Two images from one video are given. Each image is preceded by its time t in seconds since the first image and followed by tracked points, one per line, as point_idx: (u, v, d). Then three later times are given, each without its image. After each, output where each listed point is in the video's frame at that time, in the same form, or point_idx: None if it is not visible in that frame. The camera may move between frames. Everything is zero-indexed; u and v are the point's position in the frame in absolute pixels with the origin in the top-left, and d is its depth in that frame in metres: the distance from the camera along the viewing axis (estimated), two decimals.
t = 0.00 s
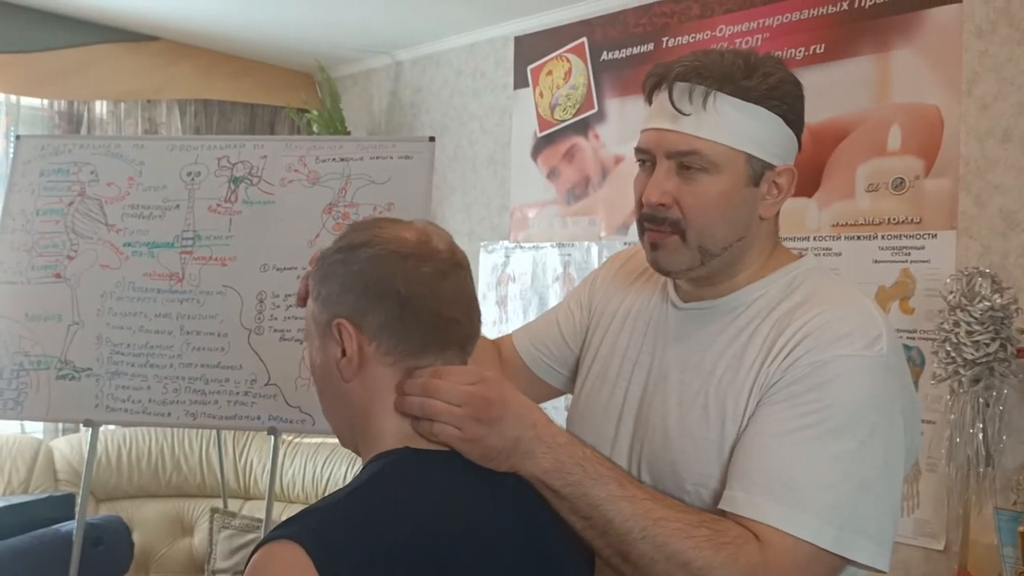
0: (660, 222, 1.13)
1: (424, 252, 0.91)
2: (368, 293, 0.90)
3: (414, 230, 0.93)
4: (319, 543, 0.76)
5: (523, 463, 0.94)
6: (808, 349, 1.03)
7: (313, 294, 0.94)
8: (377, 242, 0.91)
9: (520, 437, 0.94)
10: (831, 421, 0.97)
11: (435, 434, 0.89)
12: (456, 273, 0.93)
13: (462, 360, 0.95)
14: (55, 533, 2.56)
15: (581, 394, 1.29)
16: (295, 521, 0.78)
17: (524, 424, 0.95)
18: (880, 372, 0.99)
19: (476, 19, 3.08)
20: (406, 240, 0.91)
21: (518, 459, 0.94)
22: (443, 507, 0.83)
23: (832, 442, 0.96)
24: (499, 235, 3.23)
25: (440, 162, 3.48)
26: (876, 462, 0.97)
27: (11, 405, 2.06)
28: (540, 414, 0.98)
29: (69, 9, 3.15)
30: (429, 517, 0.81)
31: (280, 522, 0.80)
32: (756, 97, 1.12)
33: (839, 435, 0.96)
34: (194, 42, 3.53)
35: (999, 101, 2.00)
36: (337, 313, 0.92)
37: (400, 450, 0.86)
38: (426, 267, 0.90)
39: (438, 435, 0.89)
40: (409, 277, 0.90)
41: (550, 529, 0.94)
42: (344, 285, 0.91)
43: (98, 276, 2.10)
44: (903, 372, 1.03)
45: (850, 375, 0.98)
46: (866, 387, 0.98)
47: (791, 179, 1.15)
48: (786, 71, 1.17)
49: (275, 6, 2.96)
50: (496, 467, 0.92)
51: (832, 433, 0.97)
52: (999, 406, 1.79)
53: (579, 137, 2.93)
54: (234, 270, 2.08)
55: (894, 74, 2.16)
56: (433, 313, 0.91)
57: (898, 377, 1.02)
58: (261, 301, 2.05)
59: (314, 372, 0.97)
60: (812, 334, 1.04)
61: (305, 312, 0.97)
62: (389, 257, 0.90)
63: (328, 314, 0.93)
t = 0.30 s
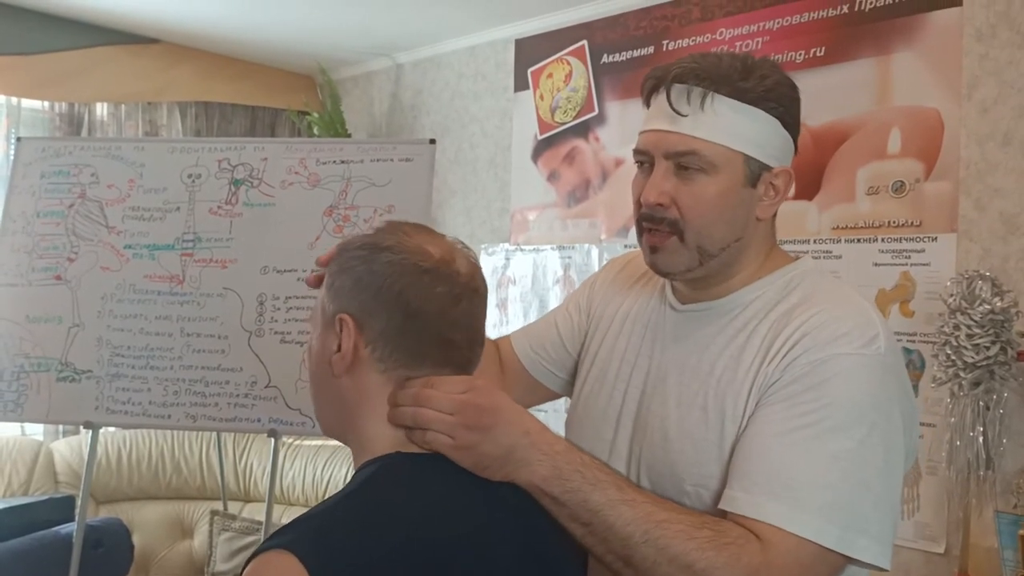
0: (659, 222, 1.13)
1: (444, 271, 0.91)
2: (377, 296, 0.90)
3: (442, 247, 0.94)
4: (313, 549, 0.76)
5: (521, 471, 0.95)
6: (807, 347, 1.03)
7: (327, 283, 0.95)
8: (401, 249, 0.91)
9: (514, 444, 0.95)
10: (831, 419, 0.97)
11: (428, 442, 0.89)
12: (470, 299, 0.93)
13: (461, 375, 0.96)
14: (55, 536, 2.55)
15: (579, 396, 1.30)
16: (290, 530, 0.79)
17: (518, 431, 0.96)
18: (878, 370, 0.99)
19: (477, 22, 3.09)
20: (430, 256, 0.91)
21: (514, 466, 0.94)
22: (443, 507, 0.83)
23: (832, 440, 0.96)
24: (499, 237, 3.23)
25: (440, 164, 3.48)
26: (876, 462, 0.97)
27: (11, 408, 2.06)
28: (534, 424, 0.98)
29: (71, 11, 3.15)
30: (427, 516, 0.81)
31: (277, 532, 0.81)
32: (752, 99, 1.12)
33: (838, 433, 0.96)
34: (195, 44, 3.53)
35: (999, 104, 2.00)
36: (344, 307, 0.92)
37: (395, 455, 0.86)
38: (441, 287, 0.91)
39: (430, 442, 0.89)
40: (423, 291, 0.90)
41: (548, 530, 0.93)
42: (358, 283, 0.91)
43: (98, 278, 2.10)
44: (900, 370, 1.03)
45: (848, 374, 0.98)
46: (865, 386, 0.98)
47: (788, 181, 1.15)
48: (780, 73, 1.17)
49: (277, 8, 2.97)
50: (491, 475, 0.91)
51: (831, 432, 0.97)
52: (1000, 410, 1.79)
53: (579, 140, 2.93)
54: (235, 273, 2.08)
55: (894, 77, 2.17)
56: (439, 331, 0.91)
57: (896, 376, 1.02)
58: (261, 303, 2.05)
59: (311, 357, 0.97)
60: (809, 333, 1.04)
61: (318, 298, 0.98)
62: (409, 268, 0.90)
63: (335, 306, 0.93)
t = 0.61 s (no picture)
0: (666, 224, 1.13)
1: (406, 272, 0.90)
2: (348, 317, 0.90)
3: (395, 243, 0.92)
4: (314, 550, 0.76)
5: (519, 469, 0.94)
6: (809, 348, 1.03)
7: (298, 318, 0.95)
8: (356, 263, 0.90)
9: (516, 442, 0.94)
10: (831, 419, 0.96)
11: (428, 446, 0.89)
12: (440, 288, 0.92)
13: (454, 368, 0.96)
14: (55, 537, 2.55)
15: (580, 393, 1.30)
16: (290, 530, 0.79)
17: (516, 429, 0.95)
18: (880, 371, 0.99)
19: (477, 23, 3.09)
20: (385, 258, 0.90)
21: (515, 465, 0.94)
22: (444, 510, 0.83)
23: (832, 440, 0.96)
24: (499, 238, 3.23)
25: (440, 165, 3.48)
26: (877, 462, 0.97)
27: (11, 408, 2.06)
28: (534, 417, 0.98)
29: (72, 12, 3.15)
30: (426, 516, 0.81)
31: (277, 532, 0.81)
32: (764, 102, 1.12)
33: (839, 433, 0.96)
34: (195, 45, 3.53)
35: (1000, 105, 1.99)
36: (320, 338, 0.93)
37: (394, 456, 0.87)
38: (407, 286, 0.90)
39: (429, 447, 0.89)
40: (390, 299, 0.89)
41: (550, 531, 0.93)
42: (324, 311, 0.91)
43: (98, 279, 2.10)
44: (903, 372, 1.03)
45: (850, 373, 0.98)
46: (866, 387, 0.98)
47: (795, 184, 1.15)
48: (791, 76, 1.17)
49: (277, 9, 2.97)
50: (491, 475, 0.91)
51: (832, 431, 0.96)
52: (1000, 412, 1.79)
53: (579, 141, 2.93)
54: (235, 274, 2.08)
55: (894, 78, 2.17)
56: (418, 333, 0.91)
57: (899, 378, 1.01)
58: (261, 304, 2.05)
59: (308, 390, 0.98)
60: (811, 334, 1.04)
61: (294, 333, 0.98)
62: (370, 280, 0.89)
63: (311, 339, 0.94)
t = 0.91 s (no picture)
0: (673, 224, 1.13)
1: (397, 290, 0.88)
2: (346, 340, 0.88)
3: (380, 259, 0.89)
4: (309, 544, 0.75)
5: (522, 464, 0.94)
6: (815, 348, 1.02)
7: (291, 341, 0.93)
8: (345, 286, 0.88)
9: (519, 442, 0.94)
10: (836, 420, 0.96)
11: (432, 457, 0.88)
12: (433, 299, 0.91)
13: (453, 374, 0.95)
14: (55, 537, 2.55)
15: (580, 388, 1.29)
16: (285, 524, 0.78)
17: (516, 429, 0.95)
18: (887, 372, 0.99)
19: (476, 23, 3.09)
20: (375, 276, 0.88)
21: (514, 463, 0.94)
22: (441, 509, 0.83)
23: (838, 440, 0.96)
24: (500, 238, 3.23)
25: (440, 165, 3.48)
26: (881, 462, 0.96)
27: (11, 409, 2.06)
28: (534, 415, 0.97)
29: (72, 12, 3.15)
30: (426, 514, 0.81)
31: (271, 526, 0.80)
32: (774, 102, 1.12)
33: (844, 432, 0.96)
34: (195, 45, 3.53)
35: (1001, 105, 1.99)
36: (319, 361, 0.91)
37: (392, 456, 0.86)
38: (402, 303, 0.89)
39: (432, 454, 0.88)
40: (385, 318, 0.88)
41: (550, 532, 0.93)
42: (320, 334, 0.89)
43: (98, 279, 2.09)
44: (908, 374, 1.03)
45: (857, 374, 0.98)
46: (872, 387, 0.97)
47: (802, 184, 1.15)
48: (799, 76, 1.16)
49: (277, 9, 2.97)
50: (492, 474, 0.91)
51: (837, 431, 0.96)
52: (1002, 411, 1.78)
53: (579, 141, 2.93)
54: (234, 274, 2.07)
55: (895, 78, 2.16)
56: (416, 348, 0.90)
57: (904, 379, 1.02)
58: (261, 304, 2.05)
59: (308, 408, 0.97)
60: (818, 333, 1.03)
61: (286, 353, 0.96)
62: (364, 300, 0.88)
63: (309, 361, 0.92)
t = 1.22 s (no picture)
0: (669, 220, 1.12)
1: (448, 273, 0.91)
2: (376, 292, 0.90)
3: (443, 246, 0.93)
4: (302, 549, 0.75)
5: (515, 469, 0.92)
6: (810, 339, 1.02)
7: (328, 281, 0.95)
8: (404, 250, 0.90)
9: (513, 444, 0.93)
10: (837, 408, 0.96)
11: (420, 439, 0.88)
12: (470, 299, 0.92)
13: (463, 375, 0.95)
14: (54, 536, 2.55)
15: (580, 392, 1.29)
16: (278, 529, 0.78)
17: (512, 429, 0.94)
18: (886, 361, 0.98)
19: (475, 21, 3.08)
20: (430, 253, 0.91)
21: (509, 467, 0.92)
22: (436, 507, 0.82)
23: (841, 429, 0.95)
24: (499, 237, 3.23)
25: (440, 164, 3.47)
26: (887, 451, 0.96)
27: (10, 408, 2.05)
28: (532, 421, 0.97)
29: (71, 11, 3.15)
30: (418, 513, 0.81)
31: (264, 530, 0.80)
32: (768, 97, 1.11)
33: (847, 422, 0.95)
34: (194, 44, 3.53)
35: (1001, 102, 1.99)
36: (343, 302, 0.92)
37: (382, 454, 0.86)
38: (440, 286, 0.90)
39: (424, 440, 0.88)
40: (420, 290, 0.89)
41: (545, 534, 0.93)
42: (355, 278, 0.91)
43: (98, 278, 2.09)
44: (908, 365, 1.02)
45: (856, 363, 0.97)
46: (872, 376, 0.97)
47: (797, 179, 1.15)
48: (794, 73, 1.16)
49: (276, 8, 2.97)
50: (484, 476, 0.89)
51: (839, 421, 0.95)
52: (1002, 410, 1.77)
53: (579, 139, 2.92)
54: (234, 272, 2.07)
55: (894, 76, 2.16)
56: (435, 331, 0.90)
57: (903, 368, 1.01)
58: (260, 302, 2.05)
59: (312, 354, 0.97)
60: (814, 323, 1.04)
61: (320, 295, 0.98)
62: (411, 267, 0.90)
63: (335, 303, 0.93)
